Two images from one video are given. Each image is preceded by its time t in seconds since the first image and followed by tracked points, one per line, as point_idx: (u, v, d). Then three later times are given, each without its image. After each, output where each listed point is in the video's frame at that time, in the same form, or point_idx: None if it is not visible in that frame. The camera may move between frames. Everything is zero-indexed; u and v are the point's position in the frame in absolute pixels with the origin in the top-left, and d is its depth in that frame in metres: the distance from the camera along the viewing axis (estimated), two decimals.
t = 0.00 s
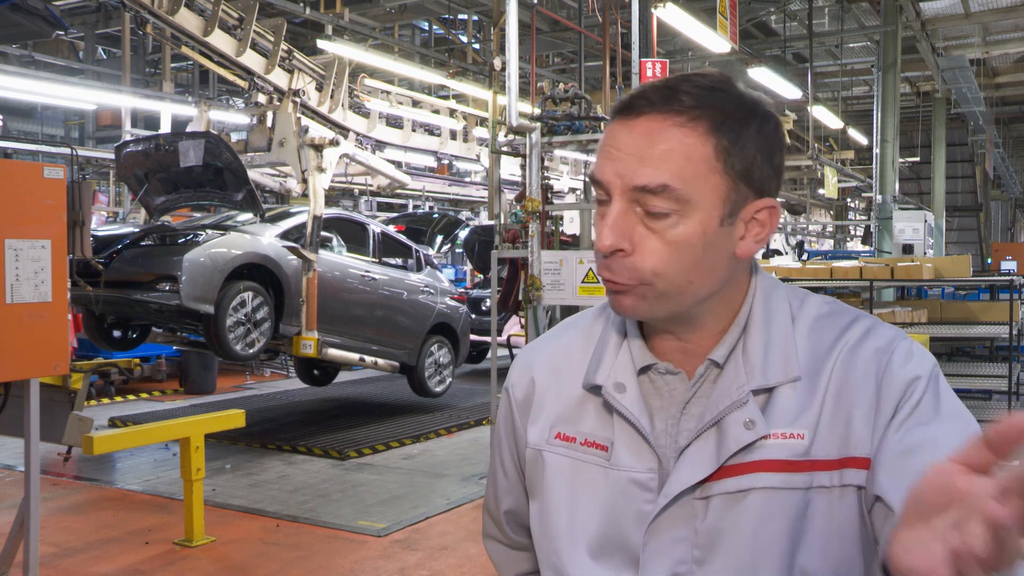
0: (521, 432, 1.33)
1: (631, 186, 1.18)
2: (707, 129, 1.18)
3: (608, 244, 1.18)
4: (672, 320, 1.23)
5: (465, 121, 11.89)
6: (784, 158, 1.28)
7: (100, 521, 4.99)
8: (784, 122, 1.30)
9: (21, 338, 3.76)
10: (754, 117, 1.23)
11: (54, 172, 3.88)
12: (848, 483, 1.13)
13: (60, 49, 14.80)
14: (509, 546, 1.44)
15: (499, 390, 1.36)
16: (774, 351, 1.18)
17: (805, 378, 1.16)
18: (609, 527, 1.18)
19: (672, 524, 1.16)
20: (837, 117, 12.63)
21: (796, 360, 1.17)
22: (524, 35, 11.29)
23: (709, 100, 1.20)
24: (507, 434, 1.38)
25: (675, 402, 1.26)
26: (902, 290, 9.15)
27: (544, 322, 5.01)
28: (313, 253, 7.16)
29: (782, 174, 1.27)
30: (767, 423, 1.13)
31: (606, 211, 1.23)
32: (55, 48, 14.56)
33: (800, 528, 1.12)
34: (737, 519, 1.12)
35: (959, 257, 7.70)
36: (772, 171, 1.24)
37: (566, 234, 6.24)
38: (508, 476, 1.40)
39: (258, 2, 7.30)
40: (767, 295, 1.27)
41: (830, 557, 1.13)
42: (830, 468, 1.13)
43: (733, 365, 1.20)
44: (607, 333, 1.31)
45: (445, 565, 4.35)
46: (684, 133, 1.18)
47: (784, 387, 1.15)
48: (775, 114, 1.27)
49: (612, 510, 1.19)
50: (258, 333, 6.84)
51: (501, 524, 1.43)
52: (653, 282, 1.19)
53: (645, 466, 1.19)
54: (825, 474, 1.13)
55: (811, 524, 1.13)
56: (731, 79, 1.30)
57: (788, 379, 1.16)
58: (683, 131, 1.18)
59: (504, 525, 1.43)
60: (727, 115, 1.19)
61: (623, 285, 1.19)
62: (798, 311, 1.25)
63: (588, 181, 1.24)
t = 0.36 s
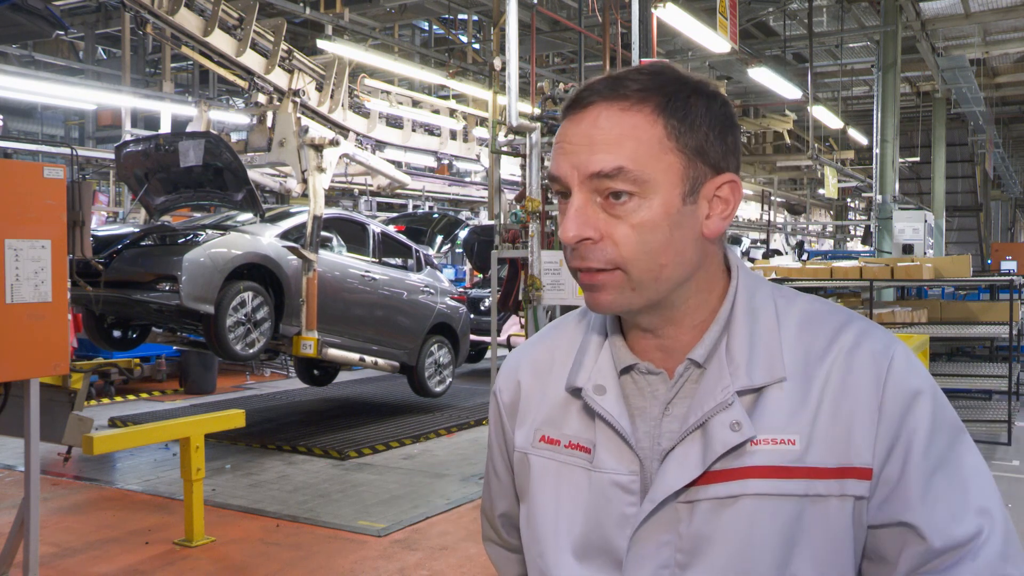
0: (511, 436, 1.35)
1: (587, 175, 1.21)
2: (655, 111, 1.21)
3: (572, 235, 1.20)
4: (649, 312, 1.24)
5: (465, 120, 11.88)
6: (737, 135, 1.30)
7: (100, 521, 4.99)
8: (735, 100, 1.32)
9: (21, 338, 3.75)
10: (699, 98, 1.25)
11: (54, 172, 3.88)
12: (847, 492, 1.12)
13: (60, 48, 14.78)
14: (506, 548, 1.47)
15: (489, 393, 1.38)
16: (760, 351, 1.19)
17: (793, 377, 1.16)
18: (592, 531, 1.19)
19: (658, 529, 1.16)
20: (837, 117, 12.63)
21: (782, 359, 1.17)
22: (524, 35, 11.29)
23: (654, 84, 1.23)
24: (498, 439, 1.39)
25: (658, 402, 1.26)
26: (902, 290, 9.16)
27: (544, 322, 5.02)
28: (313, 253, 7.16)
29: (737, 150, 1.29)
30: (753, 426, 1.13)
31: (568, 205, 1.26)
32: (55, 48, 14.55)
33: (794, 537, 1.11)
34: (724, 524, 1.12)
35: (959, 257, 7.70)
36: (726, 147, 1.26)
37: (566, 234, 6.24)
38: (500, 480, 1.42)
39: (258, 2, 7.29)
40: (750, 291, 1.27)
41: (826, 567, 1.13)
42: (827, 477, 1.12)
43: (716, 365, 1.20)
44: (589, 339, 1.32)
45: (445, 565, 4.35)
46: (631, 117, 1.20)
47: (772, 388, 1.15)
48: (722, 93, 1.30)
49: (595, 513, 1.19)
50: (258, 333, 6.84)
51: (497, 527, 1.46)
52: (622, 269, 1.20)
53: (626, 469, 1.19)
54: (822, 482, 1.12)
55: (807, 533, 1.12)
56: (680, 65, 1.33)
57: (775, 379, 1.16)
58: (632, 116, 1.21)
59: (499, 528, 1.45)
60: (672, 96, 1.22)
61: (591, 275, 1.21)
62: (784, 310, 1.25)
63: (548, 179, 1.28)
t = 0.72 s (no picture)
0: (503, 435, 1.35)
1: (567, 179, 1.21)
2: (629, 111, 1.21)
3: (555, 240, 1.20)
4: (638, 313, 1.24)
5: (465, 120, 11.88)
6: (717, 129, 1.30)
7: (100, 521, 4.99)
8: (710, 95, 1.33)
9: (21, 337, 3.76)
10: (673, 93, 1.26)
11: (54, 172, 3.88)
12: (846, 484, 1.12)
13: (60, 48, 14.79)
14: (498, 548, 1.47)
15: (481, 395, 1.38)
16: (752, 345, 1.19)
17: (786, 370, 1.16)
18: (585, 529, 1.19)
19: (653, 526, 1.16)
20: (837, 117, 12.62)
21: (774, 353, 1.17)
22: (524, 35, 11.28)
23: (627, 83, 1.24)
24: (491, 438, 1.39)
25: (651, 398, 1.27)
26: (902, 290, 9.16)
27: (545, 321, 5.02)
28: (313, 253, 7.14)
29: (716, 144, 1.29)
30: (748, 421, 1.13)
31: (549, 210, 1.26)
32: (55, 48, 14.56)
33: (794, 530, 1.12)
34: (721, 519, 1.12)
35: (959, 257, 7.70)
36: (704, 142, 1.26)
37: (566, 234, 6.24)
38: (493, 480, 1.42)
39: (258, 2, 7.29)
40: (741, 284, 1.28)
41: (828, 560, 1.13)
42: (825, 469, 1.12)
43: (710, 359, 1.20)
44: (578, 339, 1.32)
45: (445, 565, 4.35)
46: (608, 120, 1.21)
47: (766, 381, 1.15)
48: (696, 87, 1.31)
49: (588, 511, 1.19)
50: (258, 333, 6.84)
51: (490, 527, 1.46)
52: (610, 272, 1.20)
53: (618, 465, 1.19)
54: (821, 475, 1.12)
55: (807, 527, 1.12)
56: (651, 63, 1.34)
57: (767, 373, 1.15)
58: (607, 117, 1.21)
59: (492, 528, 1.45)
60: (645, 94, 1.23)
61: (579, 280, 1.20)
62: (776, 303, 1.25)
63: (528, 186, 1.28)
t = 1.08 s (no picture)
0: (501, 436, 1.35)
1: (563, 180, 1.21)
2: (625, 110, 1.21)
3: (555, 241, 1.19)
4: (637, 313, 1.24)
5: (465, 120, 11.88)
6: (712, 126, 1.31)
7: (100, 521, 4.99)
8: (705, 93, 1.33)
9: (21, 338, 3.75)
10: (668, 92, 1.26)
11: (54, 172, 3.88)
12: (846, 486, 1.12)
13: (60, 48, 14.79)
14: (497, 550, 1.47)
15: (480, 395, 1.38)
16: (752, 344, 1.19)
17: (786, 370, 1.16)
18: (583, 528, 1.19)
19: (651, 525, 1.16)
20: (837, 116, 12.63)
21: (774, 352, 1.17)
22: (524, 35, 11.29)
23: (622, 82, 1.24)
24: (490, 439, 1.39)
25: (650, 398, 1.27)
26: (902, 290, 9.17)
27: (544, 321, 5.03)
28: (313, 253, 7.12)
29: (711, 141, 1.30)
30: (748, 420, 1.13)
31: (547, 210, 1.26)
32: (54, 48, 14.57)
33: (793, 530, 1.11)
34: (721, 519, 1.11)
35: (958, 257, 7.71)
36: (700, 140, 1.26)
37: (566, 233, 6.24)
38: (492, 481, 1.42)
39: (258, 2, 7.28)
40: (741, 283, 1.28)
41: (826, 560, 1.12)
42: (825, 468, 1.12)
43: (709, 358, 1.20)
44: (576, 339, 1.32)
45: (445, 565, 4.35)
46: (606, 120, 1.21)
47: (766, 380, 1.15)
48: (691, 85, 1.31)
49: (586, 511, 1.20)
50: (258, 333, 6.84)
51: (488, 529, 1.46)
52: (609, 272, 1.20)
53: (616, 465, 1.19)
54: (821, 475, 1.12)
55: (806, 528, 1.12)
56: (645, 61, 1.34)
57: (768, 372, 1.15)
58: (602, 117, 1.21)
59: (490, 530, 1.45)
60: (640, 93, 1.23)
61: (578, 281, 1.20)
62: (775, 303, 1.25)
63: (524, 187, 1.28)
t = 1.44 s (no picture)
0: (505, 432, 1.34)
1: (577, 180, 1.21)
2: (642, 110, 1.21)
3: (566, 242, 1.19)
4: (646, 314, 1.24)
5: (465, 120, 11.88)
6: (730, 125, 1.30)
7: (100, 521, 4.99)
8: (723, 92, 1.33)
9: (21, 338, 3.75)
10: (688, 91, 1.25)
11: (54, 172, 3.89)
12: (852, 494, 1.11)
13: (60, 48, 14.79)
14: (498, 547, 1.47)
15: (484, 389, 1.38)
16: (762, 348, 1.19)
17: (798, 374, 1.16)
18: (587, 527, 1.19)
19: (656, 526, 1.16)
20: (837, 116, 12.61)
21: (785, 355, 1.17)
22: (524, 35, 11.29)
23: (640, 81, 1.23)
24: (493, 434, 1.39)
25: (658, 399, 1.27)
26: (902, 290, 9.16)
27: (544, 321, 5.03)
28: (313, 253, 7.12)
29: (728, 142, 1.29)
30: (759, 423, 1.13)
31: (559, 208, 1.26)
32: (54, 48, 14.57)
33: (798, 535, 1.11)
34: (726, 520, 1.11)
35: (958, 257, 7.70)
36: (717, 141, 1.26)
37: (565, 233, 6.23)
38: (493, 477, 1.42)
39: (258, 2, 7.28)
40: (752, 286, 1.28)
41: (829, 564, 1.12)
42: (833, 474, 1.12)
43: (720, 359, 1.20)
44: (584, 335, 1.32)
45: (445, 565, 4.35)
46: (623, 120, 1.20)
47: (777, 384, 1.15)
48: (710, 84, 1.30)
49: (592, 510, 1.19)
50: (258, 333, 6.84)
51: (490, 525, 1.46)
52: (620, 273, 1.21)
53: (623, 465, 1.19)
54: (829, 481, 1.11)
55: (812, 532, 1.12)
56: (662, 58, 1.33)
57: (779, 376, 1.15)
58: (619, 117, 1.20)
59: (491, 526, 1.45)
60: (659, 93, 1.22)
61: (590, 281, 1.21)
62: (786, 307, 1.25)
63: (538, 184, 1.27)
